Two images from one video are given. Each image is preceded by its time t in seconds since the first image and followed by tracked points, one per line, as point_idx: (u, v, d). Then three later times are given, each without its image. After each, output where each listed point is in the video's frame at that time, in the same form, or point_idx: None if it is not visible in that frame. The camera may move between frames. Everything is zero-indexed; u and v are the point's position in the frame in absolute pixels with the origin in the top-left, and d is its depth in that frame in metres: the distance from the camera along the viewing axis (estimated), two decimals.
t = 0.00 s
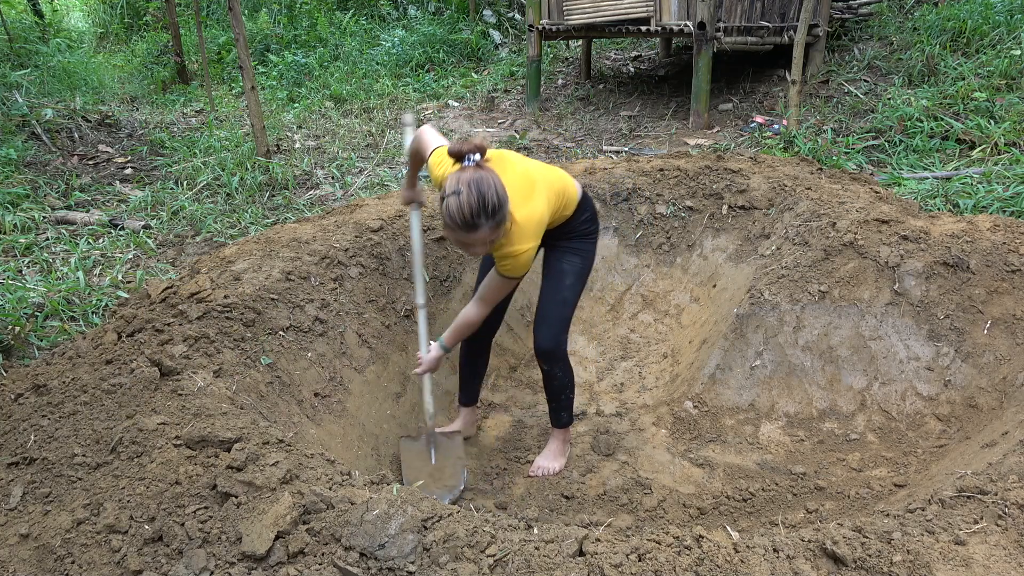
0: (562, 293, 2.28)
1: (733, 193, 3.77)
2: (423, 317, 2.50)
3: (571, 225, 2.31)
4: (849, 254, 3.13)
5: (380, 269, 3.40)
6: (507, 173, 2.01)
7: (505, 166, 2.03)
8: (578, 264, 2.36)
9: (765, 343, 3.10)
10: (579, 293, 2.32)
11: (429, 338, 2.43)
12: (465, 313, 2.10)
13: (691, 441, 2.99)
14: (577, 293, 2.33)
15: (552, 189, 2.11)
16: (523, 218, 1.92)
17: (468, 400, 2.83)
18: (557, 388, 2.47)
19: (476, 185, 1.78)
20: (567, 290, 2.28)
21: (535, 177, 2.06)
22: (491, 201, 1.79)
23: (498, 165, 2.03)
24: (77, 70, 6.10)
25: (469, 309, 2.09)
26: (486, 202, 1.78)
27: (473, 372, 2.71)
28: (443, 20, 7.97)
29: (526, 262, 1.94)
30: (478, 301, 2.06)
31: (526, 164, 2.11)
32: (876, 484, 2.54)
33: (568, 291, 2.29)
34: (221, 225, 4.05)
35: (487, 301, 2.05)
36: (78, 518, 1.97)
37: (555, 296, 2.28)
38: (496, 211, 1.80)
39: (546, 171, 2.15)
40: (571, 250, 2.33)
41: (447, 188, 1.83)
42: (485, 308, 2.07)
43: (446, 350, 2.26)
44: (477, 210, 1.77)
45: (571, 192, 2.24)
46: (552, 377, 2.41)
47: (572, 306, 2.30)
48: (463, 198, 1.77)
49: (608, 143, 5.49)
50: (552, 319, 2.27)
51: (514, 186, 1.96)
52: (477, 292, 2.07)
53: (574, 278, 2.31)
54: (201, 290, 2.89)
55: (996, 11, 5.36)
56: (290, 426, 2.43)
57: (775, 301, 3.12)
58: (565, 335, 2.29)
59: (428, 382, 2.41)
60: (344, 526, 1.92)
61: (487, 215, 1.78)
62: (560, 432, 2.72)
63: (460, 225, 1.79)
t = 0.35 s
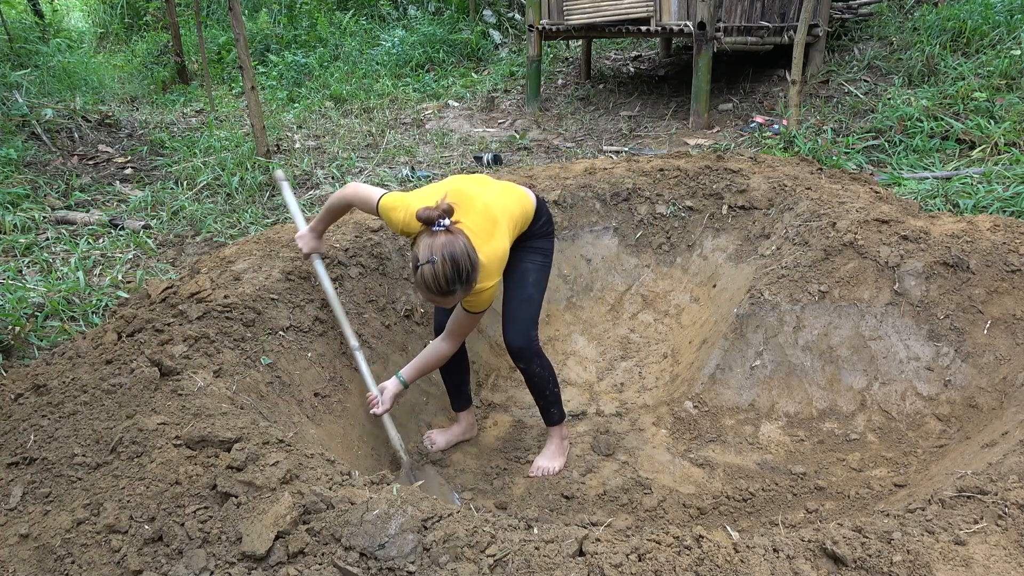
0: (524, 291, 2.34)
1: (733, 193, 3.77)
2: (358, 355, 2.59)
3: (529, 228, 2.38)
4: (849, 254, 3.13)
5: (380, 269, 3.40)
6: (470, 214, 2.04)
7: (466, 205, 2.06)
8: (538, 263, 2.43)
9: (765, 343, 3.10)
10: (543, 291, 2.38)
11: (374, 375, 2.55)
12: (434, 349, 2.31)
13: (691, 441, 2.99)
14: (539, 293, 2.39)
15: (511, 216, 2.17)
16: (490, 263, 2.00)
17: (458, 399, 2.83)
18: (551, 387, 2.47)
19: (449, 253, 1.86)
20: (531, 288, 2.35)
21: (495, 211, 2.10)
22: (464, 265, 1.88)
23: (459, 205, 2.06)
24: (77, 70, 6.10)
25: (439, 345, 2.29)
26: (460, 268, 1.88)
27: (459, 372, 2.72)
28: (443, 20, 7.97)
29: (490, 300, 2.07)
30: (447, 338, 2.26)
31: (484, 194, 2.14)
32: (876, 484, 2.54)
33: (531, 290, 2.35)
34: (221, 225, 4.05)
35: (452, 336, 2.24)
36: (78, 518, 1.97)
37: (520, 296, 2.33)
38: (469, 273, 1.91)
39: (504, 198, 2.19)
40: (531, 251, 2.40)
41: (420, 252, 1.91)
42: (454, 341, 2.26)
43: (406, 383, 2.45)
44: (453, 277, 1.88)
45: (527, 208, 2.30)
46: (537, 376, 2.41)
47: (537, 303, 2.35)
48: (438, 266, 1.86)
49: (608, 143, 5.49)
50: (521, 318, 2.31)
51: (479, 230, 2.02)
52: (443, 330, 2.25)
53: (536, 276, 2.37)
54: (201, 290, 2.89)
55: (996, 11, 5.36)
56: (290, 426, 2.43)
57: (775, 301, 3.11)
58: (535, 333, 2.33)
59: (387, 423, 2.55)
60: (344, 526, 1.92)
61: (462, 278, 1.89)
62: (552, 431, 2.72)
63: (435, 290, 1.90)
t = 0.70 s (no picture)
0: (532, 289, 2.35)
1: (733, 193, 3.77)
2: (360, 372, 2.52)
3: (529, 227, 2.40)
4: (849, 254, 3.13)
5: (380, 269, 3.40)
6: (467, 220, 2.04)
7: (463, 212, 2.06)
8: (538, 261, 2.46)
9: (765, 343, 3.10)
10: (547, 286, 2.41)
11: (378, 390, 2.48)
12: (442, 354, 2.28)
13: (691, 441, 2.99)
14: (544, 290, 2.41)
15: (509, 219, 2.17)
16: (488, 269, 2.00)
17: (458, 399, 2.82)
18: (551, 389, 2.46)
19: (446, 265, 1.86)
20: (539, 284, 2.37)
21: (493, 216, 2.10)
22: (463, 277, 1.88)
23: (455, 213, 2.05)
24: (77, 70, 6.10)
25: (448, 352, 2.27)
26: (458, 280, 1.88)
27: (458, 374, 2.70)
28: (443, 20, 7.97)
29: (488, 307, 2.07)
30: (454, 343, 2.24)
31: (481, 200, 2.14)
32: (876, 484, 2.54)
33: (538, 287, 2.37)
34: (221, 225, 4.05)
35: (459, 343, 2.22)
36: (78, 518, 1.97)
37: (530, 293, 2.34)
38: (468, 284, 1.90)
39: (501, 203, 2.18)
40: (532, 250, 2.42)
41: (418, 265, 1.90)
42: (461, 348, 2.25)
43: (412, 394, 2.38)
44: (451, 290, 1.88)
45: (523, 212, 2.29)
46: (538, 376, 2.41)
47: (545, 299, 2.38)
48: (436, 279, 1.86)
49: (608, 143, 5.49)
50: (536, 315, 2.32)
51: (477, 237, 2.01)
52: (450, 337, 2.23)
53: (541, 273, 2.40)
54: (201, 290, 2.89)
55: (996, 11, 5.36)
56: (289, 426, 2.43)
57: (775, 301, 3.11)
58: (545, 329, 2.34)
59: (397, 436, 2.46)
60: (344, 526, 1.92)
61: (461, 290, 1.89)
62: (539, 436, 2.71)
63: (434, 302, 1.91)
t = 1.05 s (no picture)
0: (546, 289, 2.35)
1: (733, 193, 3.77)
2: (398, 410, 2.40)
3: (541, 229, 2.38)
4: (849, 254, 3.13)
5: (380, 269, 3.39)
6: (478, 225, 2.02)
7: (474, 217, 2.04)
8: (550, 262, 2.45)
9: (765, 343, 3.10)
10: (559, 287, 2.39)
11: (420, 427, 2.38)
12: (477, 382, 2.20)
13: (691, 441, 2.99)
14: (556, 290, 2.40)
15: (521, 222, 2.15)
16: (502, 274, 1.97)
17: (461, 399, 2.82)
18: (552, 389, 2.46)
19: (461, 274, 1.83)
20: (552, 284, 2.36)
21: (504, 220, 2.08)
22: (478, 284, 1.85)
23: (466, 219, 2.03)
24: (77, 70, 6.10)
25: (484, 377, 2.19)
26: (473, 288, 1.85)
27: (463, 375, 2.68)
28: (443, 20, 7.97)
29: (509, 313, 2.03)
30: (490, 365, 2.17)
31: (493, 204, 2.12)
32: (876, 484, 2.54)
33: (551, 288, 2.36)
34: (221, 225, 4.06)
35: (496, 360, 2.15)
36: (78, 518, 1.97)
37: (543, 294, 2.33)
38: (484, 291, 1.87)
39: (512, 207, 2.17)
40: (544, 250, 2.41)
41: (432, 274, 1.87)
42: (495, 367, 2.17)
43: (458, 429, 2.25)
44: (467, 298, 1.85)
45: (536, 214, 2.27)
46: (550, 376, 2.40)
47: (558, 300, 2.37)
48: (451, 288, 1.83)
49: (609, 143, 5.49)
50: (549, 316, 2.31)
51: (490, 242, 2.00)
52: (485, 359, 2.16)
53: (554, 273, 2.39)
54: (201, 290, 2.89)
55: (996, 11, 5.36)
56: (289, 426, 2.43)
57: (775, 301, 3.11)
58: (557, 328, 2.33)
59: (450, 474, 2.35)
60: (344, 526, 1.92)
61: (477, 297, 1.86)
62: (540, 437, 2.71)
63: (449, 311, 1.88)
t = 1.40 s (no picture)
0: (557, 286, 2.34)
1: (733, 193, 3.77)
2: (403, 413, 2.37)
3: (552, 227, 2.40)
4: (849, 254, 3.13)
5: (380, 269, 3.39)
6: (508, 235, 2.03)
7: (503, 226, 2.05)
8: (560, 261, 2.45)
9: (765, 342, 3.10)
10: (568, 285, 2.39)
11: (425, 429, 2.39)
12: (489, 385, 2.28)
13: (691, 441, 2.99)
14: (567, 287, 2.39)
15: (542, 227, 2.18)
16: (536, 285, 1.99)
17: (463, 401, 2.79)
18: (555, 389, 2.46)
19: (507, 289, 1.82)
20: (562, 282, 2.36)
21: (530, 227, 2.10)
22: (523, 298, 1.85)
23: (494, 227, 2.04)
24: (77, 70, 6.10)
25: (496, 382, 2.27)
26: (519, 303, 1.84)
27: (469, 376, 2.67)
28: (443, 20, 7.98)
29: (539, 323, 2.05)
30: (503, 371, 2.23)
31: (515, 210, 2.13)
32: (876, 484, 2.54)
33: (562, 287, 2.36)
34: (221, 225, 4.06)
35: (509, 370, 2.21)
36: (78, 518, 1.97)
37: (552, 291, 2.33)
38: (528, 304, 1.87)
39: (533, 211, 2.19)
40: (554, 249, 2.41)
41: (476, 290, 1.85)
42: (507, 373, 2.23)
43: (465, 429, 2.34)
44: (513, 313, 1.84)
45: (552, 217, 2.30)
46: (557, 375, 2.40)
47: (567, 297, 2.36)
48: (498, 304, 1.82)
49: (609, 143, 5.49)
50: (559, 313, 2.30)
51: (522, 252, 2.01)
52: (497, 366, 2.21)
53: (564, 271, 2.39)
54: (201, 290, 2.89)
55: (996, 11, 5.36)
56: (289, 426, 2.43)
57: (775, 301, 3.12)
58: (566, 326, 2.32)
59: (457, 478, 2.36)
60: (344, 526, 1.92)
61: (522, 311, 1.86)
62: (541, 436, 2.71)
63: (495, 327, 1.86)
